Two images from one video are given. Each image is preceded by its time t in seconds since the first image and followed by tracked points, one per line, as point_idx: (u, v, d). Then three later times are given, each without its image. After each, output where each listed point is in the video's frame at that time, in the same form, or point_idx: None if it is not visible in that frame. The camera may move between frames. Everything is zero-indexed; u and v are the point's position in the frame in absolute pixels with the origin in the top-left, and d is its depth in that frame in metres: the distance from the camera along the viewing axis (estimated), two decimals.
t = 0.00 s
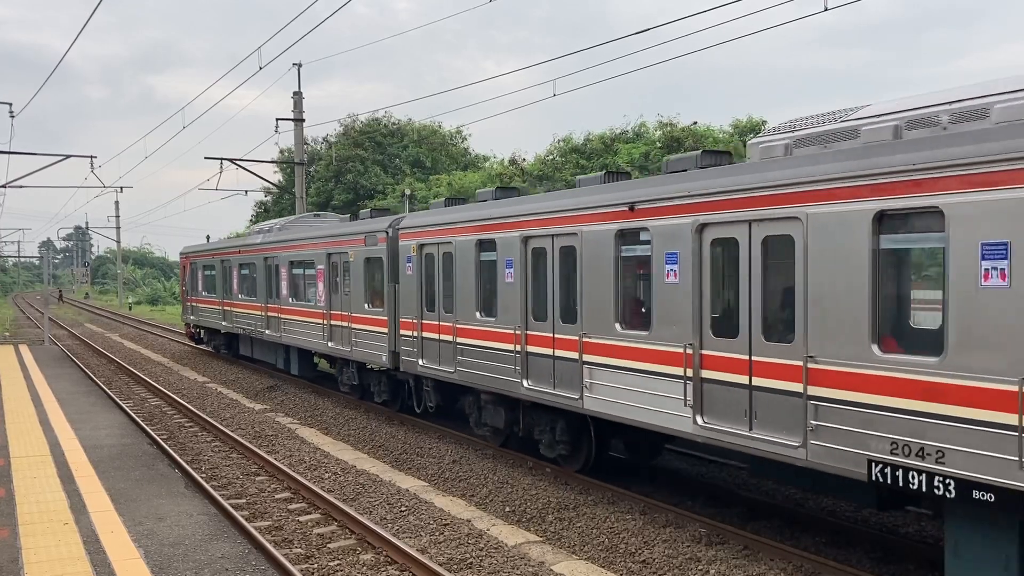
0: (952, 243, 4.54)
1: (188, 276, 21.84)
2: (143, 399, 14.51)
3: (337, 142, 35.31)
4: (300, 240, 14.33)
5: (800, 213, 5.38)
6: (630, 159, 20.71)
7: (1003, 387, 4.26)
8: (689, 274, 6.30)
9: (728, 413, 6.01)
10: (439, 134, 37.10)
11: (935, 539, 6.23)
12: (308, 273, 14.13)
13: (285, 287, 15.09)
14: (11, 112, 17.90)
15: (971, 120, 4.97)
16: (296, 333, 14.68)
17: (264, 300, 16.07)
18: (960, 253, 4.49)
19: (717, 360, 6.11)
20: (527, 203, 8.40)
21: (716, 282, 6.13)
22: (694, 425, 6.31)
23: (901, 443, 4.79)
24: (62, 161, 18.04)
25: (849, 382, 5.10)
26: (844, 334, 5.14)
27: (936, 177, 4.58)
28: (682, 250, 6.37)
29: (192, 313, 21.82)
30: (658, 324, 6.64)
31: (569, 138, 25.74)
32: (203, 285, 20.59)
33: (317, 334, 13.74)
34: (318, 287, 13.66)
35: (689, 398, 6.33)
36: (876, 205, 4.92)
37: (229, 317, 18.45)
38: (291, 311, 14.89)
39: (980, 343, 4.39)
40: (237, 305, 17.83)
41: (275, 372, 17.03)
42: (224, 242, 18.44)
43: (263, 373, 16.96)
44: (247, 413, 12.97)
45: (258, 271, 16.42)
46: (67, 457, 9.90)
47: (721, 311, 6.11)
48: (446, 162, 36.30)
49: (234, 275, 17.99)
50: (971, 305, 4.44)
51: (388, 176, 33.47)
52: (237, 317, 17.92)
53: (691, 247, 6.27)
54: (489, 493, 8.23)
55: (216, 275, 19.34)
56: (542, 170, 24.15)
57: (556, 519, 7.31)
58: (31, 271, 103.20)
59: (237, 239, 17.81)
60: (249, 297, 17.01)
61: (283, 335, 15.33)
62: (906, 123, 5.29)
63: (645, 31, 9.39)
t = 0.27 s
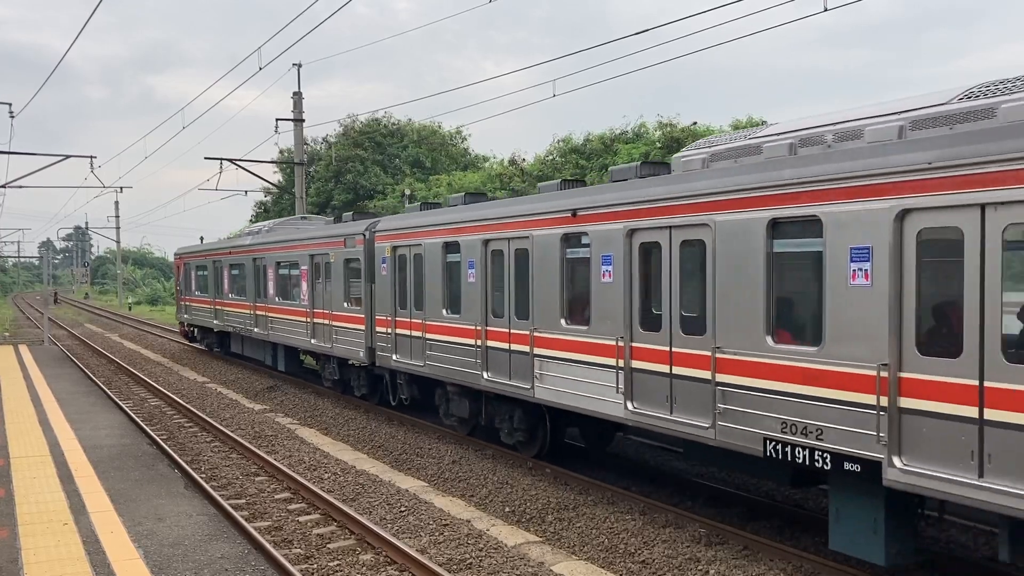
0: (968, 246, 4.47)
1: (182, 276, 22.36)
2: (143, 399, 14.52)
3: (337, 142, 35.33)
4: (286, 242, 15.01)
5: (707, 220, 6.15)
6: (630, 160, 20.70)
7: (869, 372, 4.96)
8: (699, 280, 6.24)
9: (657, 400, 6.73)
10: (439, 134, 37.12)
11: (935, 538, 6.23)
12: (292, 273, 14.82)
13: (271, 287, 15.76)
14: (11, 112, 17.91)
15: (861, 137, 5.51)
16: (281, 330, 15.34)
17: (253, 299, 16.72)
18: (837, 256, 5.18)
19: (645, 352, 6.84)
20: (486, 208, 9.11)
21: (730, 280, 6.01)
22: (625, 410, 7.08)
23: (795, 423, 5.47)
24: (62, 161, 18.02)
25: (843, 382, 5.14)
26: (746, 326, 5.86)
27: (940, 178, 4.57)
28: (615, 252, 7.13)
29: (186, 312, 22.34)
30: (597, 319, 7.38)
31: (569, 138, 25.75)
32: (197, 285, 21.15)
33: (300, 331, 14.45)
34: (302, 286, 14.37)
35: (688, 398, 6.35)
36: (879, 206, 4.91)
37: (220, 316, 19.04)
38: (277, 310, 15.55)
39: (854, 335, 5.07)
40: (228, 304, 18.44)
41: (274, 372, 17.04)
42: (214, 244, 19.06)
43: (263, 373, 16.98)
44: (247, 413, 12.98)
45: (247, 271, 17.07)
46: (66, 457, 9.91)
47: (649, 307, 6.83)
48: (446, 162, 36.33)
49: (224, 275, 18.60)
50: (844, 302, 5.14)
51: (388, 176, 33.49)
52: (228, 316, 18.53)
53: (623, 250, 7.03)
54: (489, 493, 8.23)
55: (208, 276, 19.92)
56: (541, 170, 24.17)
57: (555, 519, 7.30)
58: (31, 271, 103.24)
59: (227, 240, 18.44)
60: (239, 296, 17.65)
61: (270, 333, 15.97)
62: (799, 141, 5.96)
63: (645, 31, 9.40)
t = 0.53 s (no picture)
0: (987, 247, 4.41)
1: (176, 277, 22.87)
2: (143, 399, 14.53)
3: (337, 142, 35.34)
4: (271, 243, 15.63)
5: (638, 228, 6.84)
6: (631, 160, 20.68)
7: (758, 361, 5.77)
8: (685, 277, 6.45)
9: (593, 387, 7.47)
10: (439, 134, 37.12)
11: (935, 539, 6.23)
12: (277, 273, 15.45)
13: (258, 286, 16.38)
14: (10, 112, 17.90)
15: (754, 153, 6.31)
16: (268, 328, 15.97)
17: (241, 298, 17.32)
18: (732, 261, 5.99)
19: (582, 346, 7.61)
20: (448, 213, 9.80)
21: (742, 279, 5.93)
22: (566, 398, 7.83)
23: (702, 406, 6.25)
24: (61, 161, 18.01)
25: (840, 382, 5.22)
26: (666, 322, 6.61)
27: (943, 177, 4.61)
28: (558, 254, 7.89)
29: (179, 311, 22.87)
30: (492, 311, 8.95)
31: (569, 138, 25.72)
32: (189, 285, 21.68)
33: (285, 328, 15.08)
34: (285, 285, 15.02)
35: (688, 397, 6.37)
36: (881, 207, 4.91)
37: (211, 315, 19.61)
38: (264, 308, 16.15)
39: (750, 329, 5.85)
40: (218, 303, 19.03)
41: (274, 373, 17.05)
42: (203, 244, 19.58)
43: (263, 373, 16.98)
44: (247, 413, 12.98)
45: (235, 271, 17.69)
46: (66, 457, 9.91)
47: (589, 304, 7.56)
48: (446, 162, 36.34)
49: (214, 275, 19.20)
50: (743, 300, 5.91)
51: (387, 176, 33.49)
52: (219, 314, 19.11)
53: (564, 252, 7.78)
54: (489, 493, 8.23)
55: (200, 276, 20.49)
56: (541, 170, 24.18)
57: (555, 519, 7.30)
58: (31, 271, 103.25)
59: (217, 242, 19.03)
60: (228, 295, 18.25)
61: (258, 330, 16.58)
62: (750, 150, 6.36)
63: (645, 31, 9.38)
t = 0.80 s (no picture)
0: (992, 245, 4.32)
1: (171, 277, 23.50)
2: (142, 399, 14.53)
3: (337, 143, 35.34)
4: (258, 245, 16.34)
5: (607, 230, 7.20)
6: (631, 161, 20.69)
7: (667, 351, 6.53)
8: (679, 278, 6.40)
9: (538, 377, 8.25)
10: (439, 135, 37.12)
11: (935, 539, 6.24)
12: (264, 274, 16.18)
13: (248, 287, 17.11)
14: (11, 112, 17.90)
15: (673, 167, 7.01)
16: (257, 325, 16.69)
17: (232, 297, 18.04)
18: (647, 263, 6.70)
19: (530, 339, 8.36)
20: (413, 219, 10.58)
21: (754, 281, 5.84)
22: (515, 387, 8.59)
23: (626, 391, 7.02)
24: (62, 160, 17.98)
25: (840, 384, 5.16)
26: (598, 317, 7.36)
27: (943, 179, 4.55)
28: (508, 257, 8.65)
29: (174, 310, 23.49)
30: (454, 307, 9.73)
31: (569, 139, 25.74)
32: (184, 285, 22.33)
33: (271, 326, 15.80)
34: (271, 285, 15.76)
35: (681, 398, 6.41)
36: (880, 207, 4.90)
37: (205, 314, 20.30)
38: (253, 307, 16.87)
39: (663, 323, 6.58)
40: (211, 303, 19.71)
41: (273, 373, 17.04)
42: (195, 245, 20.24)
43: (263, 373, 16.98)
44: (246, 413, 12.98)
45: (226, 272, 18.40)
46: (65, 457, 9.90)
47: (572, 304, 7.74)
48: (446, 163, 36.34)
49: (207, 275, 19.89)
50: (657, 297, 6.61)
51: (387, 176, 33.47)
52: (211, 313, 19.80)
53: (513, 254, 8.54)
54: (488, 494, 8.23)
55: (194, 276, 21.16)
56: (541, 170, 24.19)
57: (555, 520, 7.30)
58: (31, 271, 103.24)
59: (209, 244, 19.71)
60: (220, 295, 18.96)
61: (247, 328, 17.29)
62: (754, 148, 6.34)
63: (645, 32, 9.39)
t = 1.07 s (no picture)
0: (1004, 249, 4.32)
1: (166, 278, 24.17)
2: (142, 399, 14.53)
3: (337, 143, 35.35)
4: (246, 247, 17.12)
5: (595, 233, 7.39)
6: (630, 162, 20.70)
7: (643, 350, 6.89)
8: (694, 280, 6.35)
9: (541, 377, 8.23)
10: (439, 135, 37.12)
11: (935, 540, 6.24)
12: (251, 274, 16.97)
13: (236, 286, 17.88)
14: (11, 112, 17.87)
15: (605, 180, 7.80)
16: (245, 324, 17.49)
17: (222, 297, 18.82)
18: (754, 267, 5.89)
19: (483, 334, 9.20)
20: (380, 223, 11.42)
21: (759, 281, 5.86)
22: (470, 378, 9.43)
23: (563, 380, 7.90)
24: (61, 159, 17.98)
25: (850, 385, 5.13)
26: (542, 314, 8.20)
27: (952, 180, 4.54)
28: (465, 259, 9.48)
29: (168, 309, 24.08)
30: (417, 305, 10.57)
31: (569, 140, 25.74)
32: (177, 285, 23.04)
33: (257, 324, 16.60)
34: (257, 285, 16.57)
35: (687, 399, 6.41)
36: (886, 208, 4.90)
37: (196, 312, 21.03)
38: (240, 306, 17.65)
39: (593, 318, 7.47)
40: (202, 302, 20.47)
41: (272, 373, 17.02)
42: (186, 246, 21.04)
43: (262, 373, 16.98)
44: (246, 413, 12.98)
45: (216, 273, 19.19)
46: (64, 457, 9.90)
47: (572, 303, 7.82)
48: (446, 163, 36.34)
49: (198, 275, 20.64)
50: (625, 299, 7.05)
51: (387, 177, 33.45)
52: (202, 312, 20.54)
53: (469, 257, 9.37)
54: (488, 494, 8.23)
55: (186, 276, 21.87)
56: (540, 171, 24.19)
57: (554, 520, 7.30)
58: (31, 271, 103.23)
59: (200, 245, 20.45)
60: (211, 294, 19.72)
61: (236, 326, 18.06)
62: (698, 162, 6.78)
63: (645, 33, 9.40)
